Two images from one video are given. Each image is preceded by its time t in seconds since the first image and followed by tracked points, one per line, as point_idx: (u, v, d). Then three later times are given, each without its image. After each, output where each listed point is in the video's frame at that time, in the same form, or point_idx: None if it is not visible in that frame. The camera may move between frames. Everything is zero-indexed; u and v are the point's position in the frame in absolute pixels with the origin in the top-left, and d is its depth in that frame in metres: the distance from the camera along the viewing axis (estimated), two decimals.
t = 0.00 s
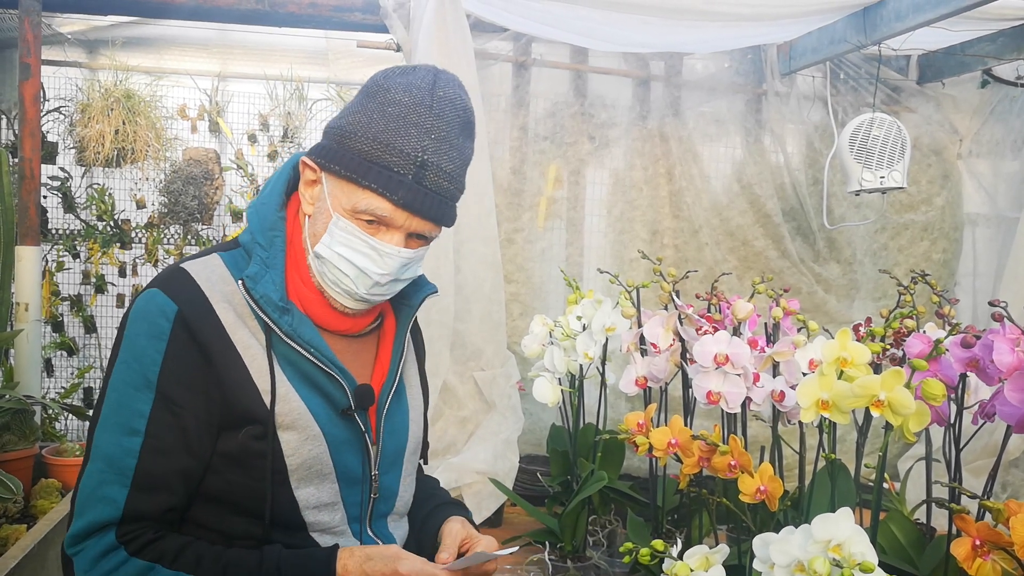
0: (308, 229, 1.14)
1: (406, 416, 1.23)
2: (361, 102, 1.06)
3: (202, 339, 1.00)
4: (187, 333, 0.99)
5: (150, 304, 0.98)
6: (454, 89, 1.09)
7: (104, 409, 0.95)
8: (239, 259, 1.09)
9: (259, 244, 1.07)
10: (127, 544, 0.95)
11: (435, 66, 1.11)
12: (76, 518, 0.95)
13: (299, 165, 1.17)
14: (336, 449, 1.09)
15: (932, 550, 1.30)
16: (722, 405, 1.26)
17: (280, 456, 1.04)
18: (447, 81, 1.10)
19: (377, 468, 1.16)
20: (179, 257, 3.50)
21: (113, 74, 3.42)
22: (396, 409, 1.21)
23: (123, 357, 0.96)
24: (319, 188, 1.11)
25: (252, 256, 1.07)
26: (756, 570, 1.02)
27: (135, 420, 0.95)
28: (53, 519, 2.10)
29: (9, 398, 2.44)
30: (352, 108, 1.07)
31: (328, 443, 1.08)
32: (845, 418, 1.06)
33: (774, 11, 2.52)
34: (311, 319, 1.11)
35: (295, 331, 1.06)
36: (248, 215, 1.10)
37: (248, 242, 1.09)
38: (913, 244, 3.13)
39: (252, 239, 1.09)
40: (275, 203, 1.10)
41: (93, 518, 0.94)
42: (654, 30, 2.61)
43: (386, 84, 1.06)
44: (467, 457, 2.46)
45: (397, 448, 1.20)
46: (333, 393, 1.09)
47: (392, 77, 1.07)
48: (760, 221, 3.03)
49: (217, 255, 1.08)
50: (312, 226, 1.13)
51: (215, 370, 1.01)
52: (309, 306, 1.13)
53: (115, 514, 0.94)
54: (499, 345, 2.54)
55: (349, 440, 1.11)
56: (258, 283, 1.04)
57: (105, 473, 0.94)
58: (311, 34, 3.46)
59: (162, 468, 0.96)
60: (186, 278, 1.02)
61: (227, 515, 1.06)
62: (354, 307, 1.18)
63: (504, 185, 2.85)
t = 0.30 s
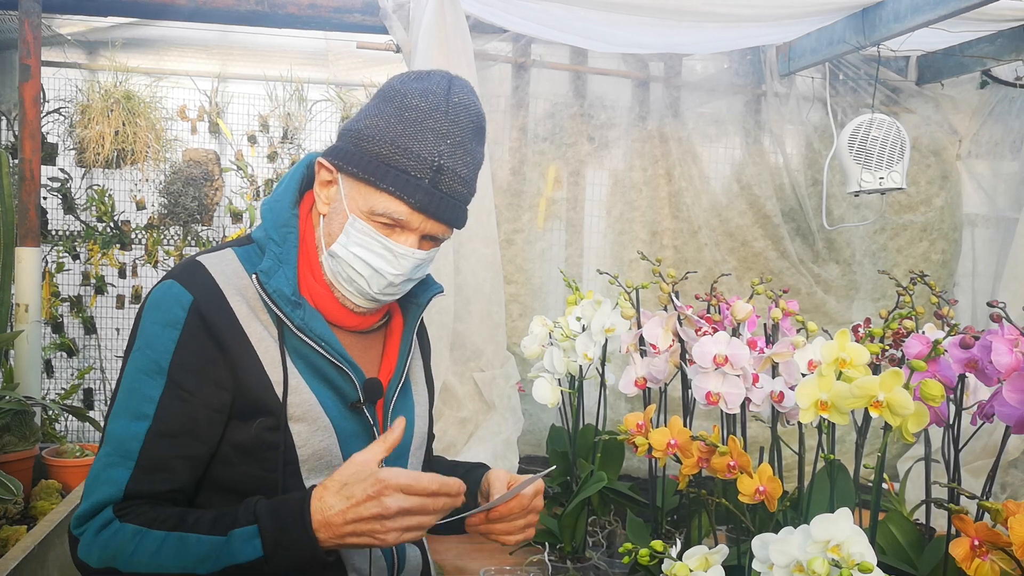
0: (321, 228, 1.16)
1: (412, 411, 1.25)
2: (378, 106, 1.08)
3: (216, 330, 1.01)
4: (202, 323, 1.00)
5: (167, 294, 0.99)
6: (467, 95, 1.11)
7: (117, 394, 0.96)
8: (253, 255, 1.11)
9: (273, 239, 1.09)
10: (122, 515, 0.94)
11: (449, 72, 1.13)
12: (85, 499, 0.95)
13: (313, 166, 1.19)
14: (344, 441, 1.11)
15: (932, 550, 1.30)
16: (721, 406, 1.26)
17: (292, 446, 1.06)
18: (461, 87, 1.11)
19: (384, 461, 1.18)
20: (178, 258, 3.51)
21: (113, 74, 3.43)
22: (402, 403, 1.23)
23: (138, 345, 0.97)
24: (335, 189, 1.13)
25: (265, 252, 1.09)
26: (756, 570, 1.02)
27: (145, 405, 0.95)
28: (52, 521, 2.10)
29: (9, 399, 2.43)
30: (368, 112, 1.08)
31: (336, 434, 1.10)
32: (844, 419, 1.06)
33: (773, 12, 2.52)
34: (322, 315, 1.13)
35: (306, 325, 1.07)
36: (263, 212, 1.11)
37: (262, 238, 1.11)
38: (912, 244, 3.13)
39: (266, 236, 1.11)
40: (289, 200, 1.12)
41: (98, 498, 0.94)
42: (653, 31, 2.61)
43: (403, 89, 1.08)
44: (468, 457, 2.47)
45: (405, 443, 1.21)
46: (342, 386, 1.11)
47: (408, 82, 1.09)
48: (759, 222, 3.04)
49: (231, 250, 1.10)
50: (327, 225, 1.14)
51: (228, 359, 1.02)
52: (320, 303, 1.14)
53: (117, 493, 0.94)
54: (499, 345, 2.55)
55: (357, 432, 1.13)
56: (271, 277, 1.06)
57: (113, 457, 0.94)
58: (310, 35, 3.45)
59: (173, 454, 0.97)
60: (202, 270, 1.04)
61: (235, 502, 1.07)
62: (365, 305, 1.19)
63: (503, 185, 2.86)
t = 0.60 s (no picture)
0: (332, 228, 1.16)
1: (414, 409, 1.25)
2: (393, 111, 1.09)
3: (233, 325, 1.02)
4: (218, 318, 1.01)
5: (183, 291, 1.00)
6: (479, 104, 1.13)
7: (136, 387, 0.97)
8: (264, 253, 1.10)
9: (286, 238, 1.09)
10: (145, 514, 0.96)
11: (461, 80, 1.14)
12: (107, 493, 0.97)
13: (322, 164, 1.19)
14: (352, 436, 1.12)
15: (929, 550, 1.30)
16: (719, 407, 1.27)
17: (304, 442, 1.07)
18: (474, 97, 1.13)
19: (389, 455, 1.18)
20: (177, 259, 3.51)
21: (111, 76, 3.41)
22: (405, 401, 1.24)
23: (154, 341, 0.97)
24: (346, 190, 1.13)
25: (278, 250, 1.09)
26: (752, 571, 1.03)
27: (164, 399, 0.96)
28: (51, 522, 2.10)
29: (8, 401, 2.43)
30: (382, 116, 1.09)
31: (345, 430, 1.11)
32: (842, 420, 1.06)
33: (770, 15, 2.53)
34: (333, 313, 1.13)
35: (318, 322, 1.07)
36: (273, 211, 1.11)
37: (274, 236, 1.10)
38: (909, 245, 3.14)
39: (280, 234, 1.10)
40: (301, 200, 1.12)
41: (120, 493, 0.96)
42: (651, 33, 2.61)
43: (418, 96, 1.09)
44: (466, 458, 2.48)
45: (408, 438, 1.23)
46: (352, 383, 1.12)
47: (422, 89, 1.10)
48: (757, 224, 3.04)
49: (241, 247, 1.09)
50: (339, 226, 1.14)
51: (244, 352, 1.03)
52: (332, 302, 1.14)
53: (140, 488, 0.96)
54: (497, 346, 2.55)
55: (365, 428, 1.13)
56: (285, 275, 1.06)
57: (132, 450, 0.96)
58: (308, 37, 3.45)
59: (190, 447, 0.98)
60: (217, 267, 1.04)
61: (249, 497, 1.08)
62: (373, 304, 1.20)
63: (501, 187, 2.87)
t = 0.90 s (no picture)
0: (343, 233, 1.15)
1: (415, 408, 1.25)
2: (404, 120, 1.07)
3: (241, 326, 1.01)
4: (228, 318, 1.01)
5: (192, 290, 0.99)
6: (484, 107, 1.13)
7: (147, 388, 0.96)
8: (271, 253, 1.11)
9: (294, 237, 1.09)
10: (170, 519, 0.96)
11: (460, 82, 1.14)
12: (121, 496, 0.95)
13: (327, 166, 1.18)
14: (357, 435, 1.11)
15: (923, 551, 1.30)
16: (714, 407, 1.27)
17: (309, 440, 1.06)
18: (478, 99, 1.13)
19: (391, 454, 1.18)
20: (173, 260, 3.48)
21: (107, 77, 3.39)
22: (408, 400, 1.24)
23: (163, 340, 0.97)
24: (361, 199, 1.12)
25: (286, 250, 1.09)
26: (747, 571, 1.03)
27: (177, 399, 0.96)
28: (45, 523, 2.09)
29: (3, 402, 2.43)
30: (394, 125, 1.07)
31: (350, 429, 1.10)
32: (837, 421, 1.07)
33: (766, 15, 2.53)
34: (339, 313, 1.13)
35: (326, 322, 1.07)
36: (281, 211, 1.11)
37: (281, 236, 1.11)
38: (904, 246, 3.14)
39: (286, 232, 1.10)
40: (309, 200, 1.12)
41: (137, 494, 0.95)
42: (647, 33, 2.62)
43: (427, 103, 1.08)
44: (463, 459, 2.48)
45: (408, 437, 1.23)
46: (357, 382, 1.12)
47: (430, 94, 1.09)
48: (752, 224, 3.05)
49: (250, 247, 1.10)
50: (355, 236, 1.13)
51: (252, 352, 1.02)
52: (337, 302, 1.14)
53: (159, 489, 0.95)
54: (493, 347, 2.55)
55: (369, 427, 1.13)
56: (293, 275, 1.06)
57: (148, 450, 0.95)
58: (304, 37, 3.45)
59: (201, 446, 0.98)
60: (225, 266, 1.04)
61: (256, 495, 1.07)
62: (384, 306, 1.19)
63: (497, 188, 2.87)
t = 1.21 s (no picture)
0: (358, 237, 1.14)
1: (414, 405, 1.26)
2: (424, 130, 1.08)
3: (252, 322, 1.01)
4: (239, 316, 1.00)
5: (202, 288, 0.98)
6: (487, 106, 1.15)
7: (158, 386, 0.95)
8: (277, 251, 1.09)
9: (302, 236, 1.07)
10: (184, 518, 0.96)
11: (459, 81, 1.14)
12: (133, 496, 0.95)
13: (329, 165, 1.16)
14: (361, 432, 1.11)
15: (920, 549, 1.30)
16: (711, 406, 1.26)
17: (318, 438, 1.06)
18: (480, 99, 1.15)
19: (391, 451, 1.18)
20: (168, 260, 3.46)
21: (103, 75, 3.38)
22: (408, 397, 1.24)
23: (175, 338, 0.96)
24: (383, 209, 1.11)
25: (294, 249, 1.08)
26: (745, 569, 1.03)
27: (189, 398, 0.95)
28: (41, 523, 2.08)
29: None
30: (414, 136, 1.08)
31: (355, 426, 1.10)
32: (833, 418, 1.07)
33: (762, 14, 2.53)
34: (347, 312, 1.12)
35: (334, 321, 1.07)
36: (287, 209, 1.09)
37: (287, 235, 1.10)
38: (900, 245, 3.14)
39: (293, 230, 1.09)
40: (316, 199, 1.11)
41: (150, 493, 0.94)
42: (643, 32, 2.62)
43: (442, 110, 1.09)
44: (459, 458, 2.48)
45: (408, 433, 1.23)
46: (362, 380, 1.12)
47: (441, 100, 1.10)
48: (749, 223, 3.05)
49: (256, 246, 1.08)
50: (379, 245, 1.13)
51: (263, 349, 1.02)
52: (345, 301, 1.13)
53: (173, 487, 0.95)
54: (489, 347, 2.55)
55: (373, 424, 1.13)
56: (303, 273, 1.05)
57: (161, 449, 0.94)
58: (301, 36, 3.45)
59: (214, 445, 0.97)
60: (235, 264, 1.03)
61: (262, 492, 1.06)
62: (394, 306, 1.19)
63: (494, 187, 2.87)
